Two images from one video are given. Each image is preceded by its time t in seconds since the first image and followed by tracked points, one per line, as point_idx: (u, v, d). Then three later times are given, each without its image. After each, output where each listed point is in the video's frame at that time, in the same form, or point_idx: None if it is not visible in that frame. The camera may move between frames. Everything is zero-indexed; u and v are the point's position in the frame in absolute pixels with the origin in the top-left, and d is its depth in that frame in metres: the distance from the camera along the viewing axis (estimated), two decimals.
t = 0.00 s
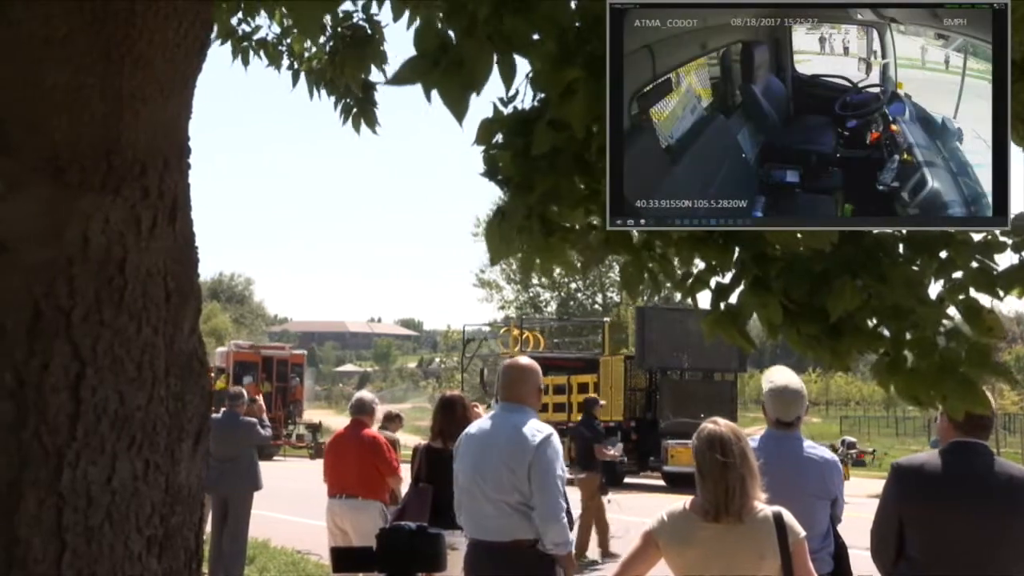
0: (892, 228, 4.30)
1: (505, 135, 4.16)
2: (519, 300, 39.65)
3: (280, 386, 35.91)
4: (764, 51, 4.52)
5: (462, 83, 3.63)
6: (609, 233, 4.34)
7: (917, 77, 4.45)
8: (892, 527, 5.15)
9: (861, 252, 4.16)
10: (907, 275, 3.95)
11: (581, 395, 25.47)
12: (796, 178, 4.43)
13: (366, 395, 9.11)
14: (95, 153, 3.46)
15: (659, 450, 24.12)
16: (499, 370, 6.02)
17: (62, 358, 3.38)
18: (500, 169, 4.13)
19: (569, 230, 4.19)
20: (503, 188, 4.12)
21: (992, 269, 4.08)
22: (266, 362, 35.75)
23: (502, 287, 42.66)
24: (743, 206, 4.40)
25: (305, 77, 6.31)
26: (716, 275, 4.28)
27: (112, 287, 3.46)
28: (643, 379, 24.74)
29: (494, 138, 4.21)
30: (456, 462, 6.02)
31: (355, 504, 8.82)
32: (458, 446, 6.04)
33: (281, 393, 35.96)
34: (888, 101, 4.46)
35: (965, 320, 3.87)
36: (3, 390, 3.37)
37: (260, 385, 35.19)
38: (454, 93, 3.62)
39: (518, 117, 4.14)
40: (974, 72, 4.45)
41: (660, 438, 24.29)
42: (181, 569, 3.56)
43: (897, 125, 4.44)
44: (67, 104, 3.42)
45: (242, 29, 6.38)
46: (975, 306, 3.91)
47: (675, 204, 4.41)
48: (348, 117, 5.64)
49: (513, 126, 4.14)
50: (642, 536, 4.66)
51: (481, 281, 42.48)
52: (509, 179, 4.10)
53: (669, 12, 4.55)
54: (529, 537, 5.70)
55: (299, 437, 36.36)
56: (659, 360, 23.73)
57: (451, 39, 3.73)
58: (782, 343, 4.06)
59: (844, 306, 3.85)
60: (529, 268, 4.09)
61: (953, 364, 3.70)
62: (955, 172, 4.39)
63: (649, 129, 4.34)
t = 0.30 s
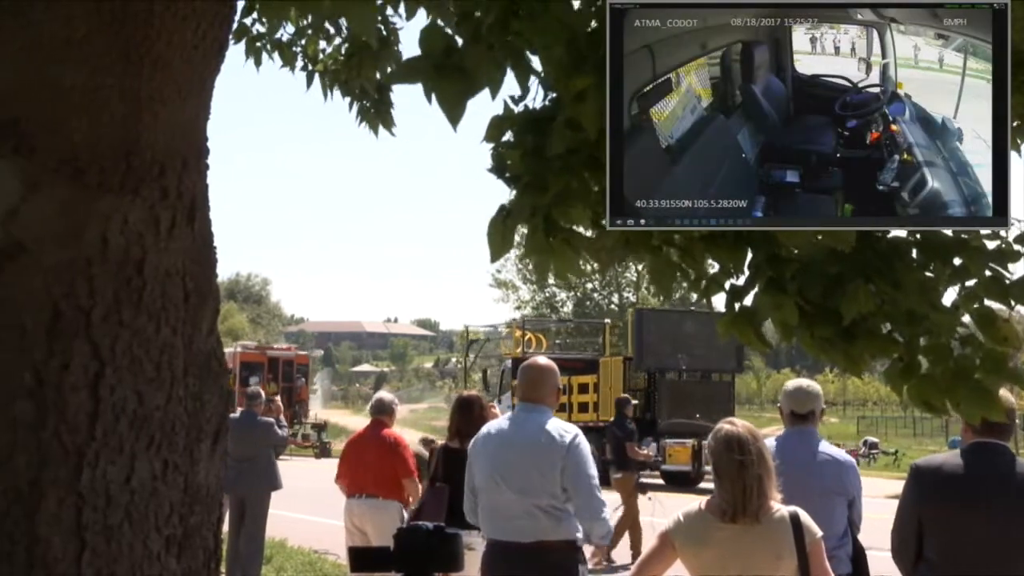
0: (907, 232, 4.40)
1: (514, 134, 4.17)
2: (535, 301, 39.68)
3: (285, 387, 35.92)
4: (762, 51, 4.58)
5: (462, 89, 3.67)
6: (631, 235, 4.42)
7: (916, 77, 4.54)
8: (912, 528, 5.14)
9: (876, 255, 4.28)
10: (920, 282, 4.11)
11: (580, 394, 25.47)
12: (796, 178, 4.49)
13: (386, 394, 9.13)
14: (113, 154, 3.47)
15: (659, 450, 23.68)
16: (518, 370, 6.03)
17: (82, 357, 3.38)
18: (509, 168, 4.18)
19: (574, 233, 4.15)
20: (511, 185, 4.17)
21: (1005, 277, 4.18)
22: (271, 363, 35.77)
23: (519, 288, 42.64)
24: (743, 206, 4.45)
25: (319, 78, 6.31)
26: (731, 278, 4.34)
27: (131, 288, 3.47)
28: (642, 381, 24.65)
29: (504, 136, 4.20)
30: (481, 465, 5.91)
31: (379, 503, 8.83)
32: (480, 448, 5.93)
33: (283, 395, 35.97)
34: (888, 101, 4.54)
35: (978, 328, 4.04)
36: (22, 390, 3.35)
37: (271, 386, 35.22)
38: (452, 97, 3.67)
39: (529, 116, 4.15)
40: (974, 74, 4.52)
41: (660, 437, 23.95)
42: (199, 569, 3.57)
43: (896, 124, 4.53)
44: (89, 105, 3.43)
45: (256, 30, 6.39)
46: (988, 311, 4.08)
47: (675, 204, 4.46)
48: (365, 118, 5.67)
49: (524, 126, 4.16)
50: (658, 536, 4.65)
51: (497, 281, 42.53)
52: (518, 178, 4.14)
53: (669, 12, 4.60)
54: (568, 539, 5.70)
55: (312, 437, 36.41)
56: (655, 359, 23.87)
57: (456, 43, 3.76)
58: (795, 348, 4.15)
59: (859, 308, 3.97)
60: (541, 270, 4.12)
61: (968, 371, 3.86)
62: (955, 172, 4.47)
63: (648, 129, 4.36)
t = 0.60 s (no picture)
0: (924, 230, 4.55)
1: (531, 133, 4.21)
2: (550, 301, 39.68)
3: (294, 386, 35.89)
4: (761, 52, 4.96)
5: (487, 93, 3.84)
6: (639, 235, 4.57)
7: (917, 77, 4.87)
8: (927, 524, 5.32)
9: (893, 256, 4.34)
10: (938, 279, 4.16)
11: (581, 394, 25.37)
12: (796, 177, 4.90)
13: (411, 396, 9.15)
14: (133, 154, 3.47)
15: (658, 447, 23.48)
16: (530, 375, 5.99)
17: (100, 357, 3.39)
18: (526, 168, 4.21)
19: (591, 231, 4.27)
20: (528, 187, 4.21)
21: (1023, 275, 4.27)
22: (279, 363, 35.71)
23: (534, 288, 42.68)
24: (745, 206, 4.74)
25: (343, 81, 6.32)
26: (748, 277, 4.40)
27: (150, 288, 3.48)
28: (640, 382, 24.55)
29: (521, 138, 4.24)
30: (501, 471, 5.83)
31: (403, 504, 8.84)
32: (500, 456, 5.86)
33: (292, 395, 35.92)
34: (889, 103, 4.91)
35: (997, 325, 4.08)
36: (42, 391, 3.35)
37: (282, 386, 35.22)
38: (478, 102, 3.84)
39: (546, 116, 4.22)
40: (973, 73, 4.86)
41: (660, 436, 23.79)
42: (216, 568, 3.59)
43: (897, 124, 4.89)
44: (111, 107, 3.43)
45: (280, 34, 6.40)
46: (1006, 309, 4.13)
47: (676, 203, 4.86)
48: (387, 120, 5.67)
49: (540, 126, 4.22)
50: (675, 536, 4.65)
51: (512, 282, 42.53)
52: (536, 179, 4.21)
53: (670, 14, 4.99)
54: (595, 543, 5.72)
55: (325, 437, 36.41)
56: (652, 360, 24.29)
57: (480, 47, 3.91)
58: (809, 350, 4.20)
59: (876, 308, 4.02)
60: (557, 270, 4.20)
61: (987, 369, 3.92)
62: (954, 171, 4.82)
63: (648, 129, 4.71)
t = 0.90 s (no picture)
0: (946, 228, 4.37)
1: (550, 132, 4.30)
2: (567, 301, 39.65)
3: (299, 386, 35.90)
4: (758, 52, 4.69)
5: (503, 91, 3.79)
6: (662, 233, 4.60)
7: (917, 77, 4.59)
8: (937, 523, 5.39)
9: (915, 249, 4.23)
10: (964, 274, 4.06)
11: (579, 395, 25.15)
12: (796, 178, 4.65)
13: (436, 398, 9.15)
14: (150, 155, 3.47)
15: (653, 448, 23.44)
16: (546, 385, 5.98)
17: (118, 358, 3.40)
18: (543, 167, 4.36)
19: (608, 232, 4.43)
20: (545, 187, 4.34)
21: None
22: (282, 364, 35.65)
23: (550, 287, 42.60)
24: (744, 206, 4.57)
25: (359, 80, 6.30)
26: (770, 274, 4.26)
27: (167, 288, 3.49)
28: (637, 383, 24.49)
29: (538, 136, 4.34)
30: (520, 480, 5.79)
31: (424, 504, 8.84)
32: (518, 462, 5.82)
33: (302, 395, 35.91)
34: (889, 102, 4.62)
35: None
36: (61, 392, 3.36)
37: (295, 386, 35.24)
38: (492, 100, 3.78)
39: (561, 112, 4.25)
40: (978, 73, 4.47)
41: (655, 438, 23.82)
42: (234, 568, 3.59)
43: (896, 124, 4.61)
44: (127, 110, 3.42)
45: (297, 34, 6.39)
46: None
47: (675, 203, 4.62)
48: (406, 119, 5.68)
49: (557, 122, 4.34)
50: (691, 536, 4.64)
51: (528, 282, 42.52)
52: (553, 178, 4.34)
53: (669, 12, 4.72)
54: (619, 550, 5.69)
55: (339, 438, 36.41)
56: (652, 361, 24.21)
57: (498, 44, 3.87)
58: (839, 343, 4.09)
59: (899, 305, 3.92)
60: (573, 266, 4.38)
61: (1017, 362, 3.75)
62: (954, 172, 4.53)
63: (648, 130, 4.49)
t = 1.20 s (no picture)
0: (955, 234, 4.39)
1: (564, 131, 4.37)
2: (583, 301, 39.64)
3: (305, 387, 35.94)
4: (757, 50, 4.57)
5: (514, 93, 3.82)
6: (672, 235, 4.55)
7: (917, 77, 4.48)
8: (953, 524, 5.24)
9: (924, 257, 4.33)
10: (967, 283, 4.21)
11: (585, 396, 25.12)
12: (796, 178, 4.49)
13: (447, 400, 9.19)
14: (168, 156, 3.46)
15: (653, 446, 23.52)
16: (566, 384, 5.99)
17: (136, 357, 3.40)
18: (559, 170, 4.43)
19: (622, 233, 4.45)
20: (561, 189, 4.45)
21: None
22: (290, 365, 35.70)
23: (566, 288, 42.61)
24: (744, 206, 4.49)
25: (368, 77, 6.21)
26: (770, 279, 4.43)
27: (185, 288, 3.48)
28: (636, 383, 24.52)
29: (554, 138, 4.37)
30: (541, 474, 5.77)
31: (438, 505, 8.85)
32: (533, 460, 5.80)
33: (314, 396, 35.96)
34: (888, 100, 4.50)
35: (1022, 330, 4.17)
36: (79, 391, 3.38)
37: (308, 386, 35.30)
38: (503, 103, 3.81)
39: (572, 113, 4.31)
40: (977, 73, 4.42)
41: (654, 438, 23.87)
42: (252, 568, 3.59)
43: (896, 122, 4.48)
44: (145, 108, 3.42)
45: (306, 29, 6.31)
46: None
47: (675, 203, 4.49)
48: (411, 118, 5.66)
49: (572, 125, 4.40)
50: (709, 536, 4.63)
51: (544, 282, 42.55)
52: (568, 179, 4.44)
53: (670, 12, 4.59)
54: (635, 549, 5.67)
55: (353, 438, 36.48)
56: (651, 362, 23.92)
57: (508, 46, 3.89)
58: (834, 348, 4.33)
59: (902, 313, 4.11)
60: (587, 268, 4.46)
61: (1016, 375, 4.02)
62: (954, 172, 4.41)
63: (648, 129, 4.42)
